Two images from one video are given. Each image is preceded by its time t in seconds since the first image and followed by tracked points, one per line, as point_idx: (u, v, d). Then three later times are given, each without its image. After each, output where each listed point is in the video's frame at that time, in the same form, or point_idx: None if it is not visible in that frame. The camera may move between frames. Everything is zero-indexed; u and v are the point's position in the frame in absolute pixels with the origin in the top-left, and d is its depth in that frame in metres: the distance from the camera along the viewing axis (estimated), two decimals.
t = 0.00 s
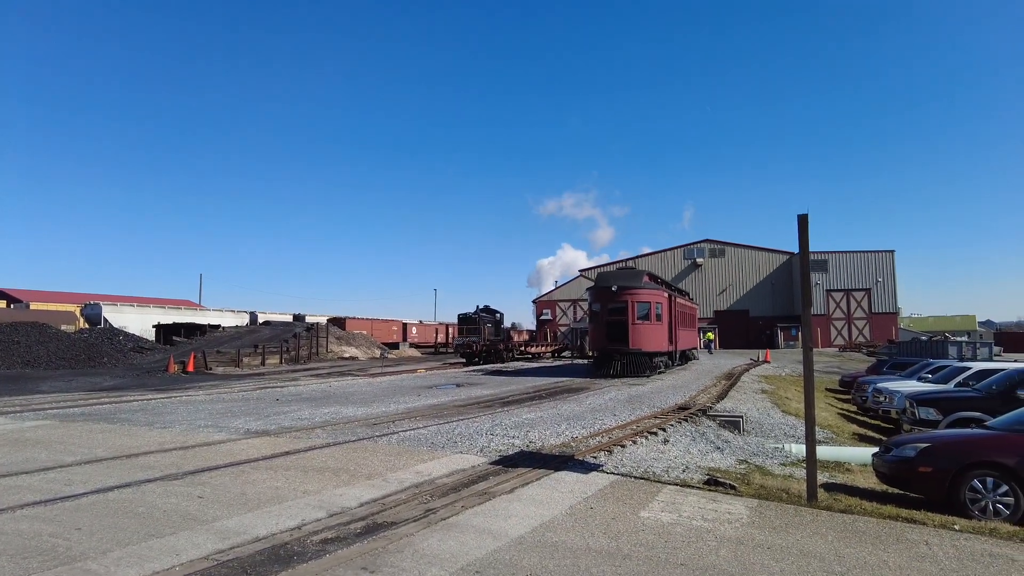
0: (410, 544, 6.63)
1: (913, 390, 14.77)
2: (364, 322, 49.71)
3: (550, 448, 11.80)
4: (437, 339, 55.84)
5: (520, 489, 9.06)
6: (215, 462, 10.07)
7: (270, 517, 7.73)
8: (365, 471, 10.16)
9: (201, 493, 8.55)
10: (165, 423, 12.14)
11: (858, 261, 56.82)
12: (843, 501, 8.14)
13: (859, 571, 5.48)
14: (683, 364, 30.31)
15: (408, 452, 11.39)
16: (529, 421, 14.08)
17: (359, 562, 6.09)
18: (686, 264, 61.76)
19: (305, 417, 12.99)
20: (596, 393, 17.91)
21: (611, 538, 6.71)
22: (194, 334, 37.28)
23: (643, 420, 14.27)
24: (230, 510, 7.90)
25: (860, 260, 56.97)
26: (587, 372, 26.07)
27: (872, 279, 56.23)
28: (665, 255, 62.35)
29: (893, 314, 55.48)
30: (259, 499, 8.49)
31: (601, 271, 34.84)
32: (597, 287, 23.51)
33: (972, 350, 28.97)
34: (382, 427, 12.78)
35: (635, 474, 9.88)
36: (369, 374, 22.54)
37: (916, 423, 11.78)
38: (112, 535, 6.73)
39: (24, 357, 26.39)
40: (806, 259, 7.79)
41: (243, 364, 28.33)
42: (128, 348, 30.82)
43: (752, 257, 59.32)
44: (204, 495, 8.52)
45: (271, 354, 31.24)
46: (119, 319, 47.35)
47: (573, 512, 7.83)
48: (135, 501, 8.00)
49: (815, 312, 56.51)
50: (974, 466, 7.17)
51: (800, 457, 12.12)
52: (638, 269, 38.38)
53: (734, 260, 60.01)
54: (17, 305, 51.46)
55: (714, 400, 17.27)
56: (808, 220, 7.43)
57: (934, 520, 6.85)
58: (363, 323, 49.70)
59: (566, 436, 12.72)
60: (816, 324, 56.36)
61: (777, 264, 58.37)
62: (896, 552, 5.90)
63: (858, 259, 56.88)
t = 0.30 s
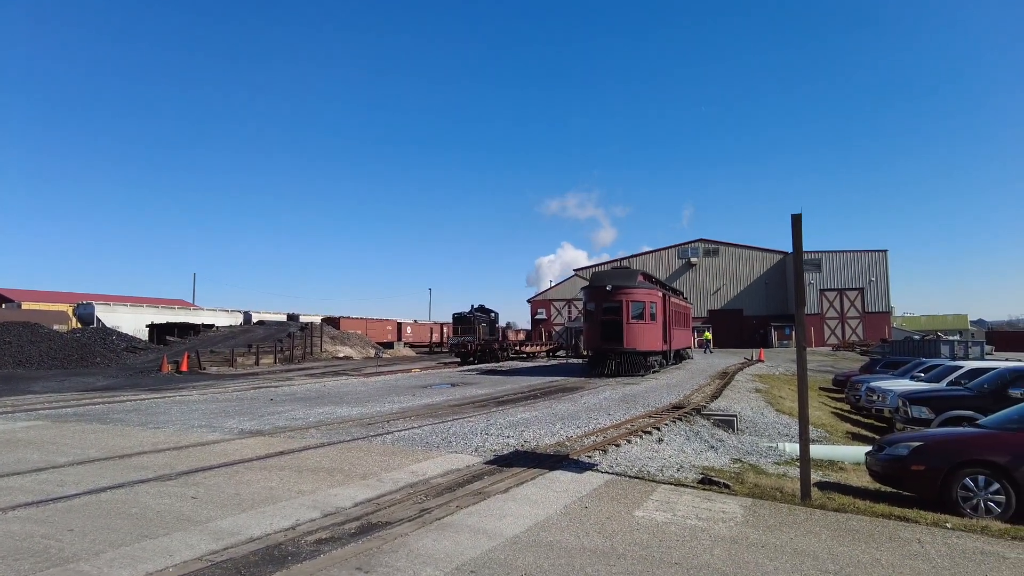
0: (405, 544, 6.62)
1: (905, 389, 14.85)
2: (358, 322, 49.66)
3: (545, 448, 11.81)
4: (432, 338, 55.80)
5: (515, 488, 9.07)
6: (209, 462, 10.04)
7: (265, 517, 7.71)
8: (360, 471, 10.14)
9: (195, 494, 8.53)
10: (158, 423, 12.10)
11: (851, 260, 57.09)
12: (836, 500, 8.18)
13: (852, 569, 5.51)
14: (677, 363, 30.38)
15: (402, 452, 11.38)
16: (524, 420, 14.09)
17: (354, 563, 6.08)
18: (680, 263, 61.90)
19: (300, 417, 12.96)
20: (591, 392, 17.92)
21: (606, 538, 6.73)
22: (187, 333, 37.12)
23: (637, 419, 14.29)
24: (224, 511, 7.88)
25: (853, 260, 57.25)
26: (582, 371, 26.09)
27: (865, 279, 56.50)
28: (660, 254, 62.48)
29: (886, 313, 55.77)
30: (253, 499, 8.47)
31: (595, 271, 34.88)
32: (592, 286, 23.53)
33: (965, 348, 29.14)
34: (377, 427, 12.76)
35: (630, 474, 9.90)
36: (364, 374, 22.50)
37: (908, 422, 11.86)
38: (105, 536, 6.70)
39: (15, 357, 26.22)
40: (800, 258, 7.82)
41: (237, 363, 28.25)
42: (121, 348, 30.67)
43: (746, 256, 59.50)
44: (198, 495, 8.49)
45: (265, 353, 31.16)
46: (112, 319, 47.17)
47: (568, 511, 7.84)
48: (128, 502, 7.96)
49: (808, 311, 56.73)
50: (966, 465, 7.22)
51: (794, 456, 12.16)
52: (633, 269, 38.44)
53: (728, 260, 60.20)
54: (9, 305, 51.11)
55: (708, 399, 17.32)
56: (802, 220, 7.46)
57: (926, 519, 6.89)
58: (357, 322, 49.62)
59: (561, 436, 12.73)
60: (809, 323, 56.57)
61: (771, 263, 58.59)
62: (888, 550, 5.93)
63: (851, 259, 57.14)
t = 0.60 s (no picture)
0: (400, 544, 6.61)
1: (899, 387, 14.92)
2: (354, 321, 49.61)
3: (540, 447, 11.81)
4: (427, 337, 55.74)
5: (509, 487, 9.07)
6: (203, 462, 10.01)
7: (259, 517, 7.70)
8: (355, 470, 10.12)
9: (189, 494, 8.50)
10: (152, 423, 12.06)
11: (846, 260, 57.30)
12: (830, 498, 8.21)
13: (846, 568, 5.52)
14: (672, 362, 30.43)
15: (397, 452, 11.37)
16: (519, 419, 14.11)
17: (348, 563, 6.06)
18: (675, 263, 62.04)
19: (294, 417, 12.93)
20: (586, 391, 17.93)
21: (600, 536, 6.73)
22: (181, 333, 37.00)
23: (632, 418, 14.31)
24: (219, 511, 7.86)
25: (848, 260, 57.46)
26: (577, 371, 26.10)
27: (859, 279, 56.76)
28: (655, 254, 62.61)
29: (880, 312, 56.01)
30: (248, 499, 8.45)
31: (591, 271, 34.95)
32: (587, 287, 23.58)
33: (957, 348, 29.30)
34: (371, 427, 12.75)
35: (625, 473, 9.91)
36: (359, 374, 22.48)
37: (902, 420, 11.91)
38: (98, 536, 6.67)
39: (8, 357, 26.08)
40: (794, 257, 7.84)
41: (231, 363, 28.18)
42: (114, 348, 30.54)
43: (741, 256, 59.66)
44: (192, 495, 8.46)
45: (260, 353, 31.09)
46: (106, 318, 46.98)
47: (562, 510, 7.85)
48: (121, 502, 7.93)
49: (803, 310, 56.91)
50: (959, 463, 7.25)
51: (788, 454, 12.20)
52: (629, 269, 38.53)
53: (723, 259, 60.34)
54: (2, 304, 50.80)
55: (702, 398, 17.36)
56: (796, 220, 7.47)
57: (920, 517, 6.92)
58: (353, 322, 49.58)
59: (556, 435, 12.73)
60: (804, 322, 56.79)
61: (766, 263, 58.75)
62: (882, 549, 5.95)
63: (846, 259, 57.39)
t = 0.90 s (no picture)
0: (396, 544, 6.60)
1: (893, 386, 14.98)
2: (349, 321, 49.54)
3: (536, 446, 11.81)
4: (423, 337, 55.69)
5: (505, 487, 9.07)
6: (198, 462, 9.97)
7: (255, 517, 7.68)
8: (351, 470, 10.09)
9: (183, 494, 8.48)
10: (146, 423, 12.01)
11: (841, 260, 57.44)
12: (825, 497, 8.24)
13: (841, 566, 5.54)
14: (668, 361, 30.46)
15: (393, 451, 11.35)
16: (515, 419, 14.11)
17: (344, 562, 6.05)
18: (671, 263, 62.16)
19: (290, 417, 12.89)
20: (582, 391, 17.93)
21: (596, 536, 6.74)
22: (176, 333, 36.86)
23: (628, 417, 14.31)
24: (214, 511, 7.84)
25: (843, 259, 57.64)
26: (573, 370, 26.10)
27: (854, 278, 56.98)
28: (651, 254, 62.71)
29: (875, 311, 56.18)
30: (243, 499, 8.43)
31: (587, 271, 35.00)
32: (583, 287, 23.59)
33: (951, 347, 29.42)
34: (367, 426, 12.73)
35: (621, 472, 9.92)
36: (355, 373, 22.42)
37: (896, 419, 11.95)
38: (92, 537, 6.64)
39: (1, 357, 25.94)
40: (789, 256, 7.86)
41: (227, 363, 28.10)
42: (109, 348, 30.40)
43: (736, 256, 59.81)
44: (187, 495, 8.43)
45: (255, 353, 31.02)
46: (100, 318, 46.78)
47: (558, 510, 7.85)
48: (116, 503, 7.90)
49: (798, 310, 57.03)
50: (953, 461, 7.28)
51: (784, 453, 12.24)
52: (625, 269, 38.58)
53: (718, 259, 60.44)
54: None
55: (698, 397, 17.38)
56: (791, 220, 7.50)
57: (914, 515, 6.94)
58: (348, 322, 49.50)
59: (552, 435, 12.74)
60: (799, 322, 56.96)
61: (761, 263, 58.86)
62: (876, 547, 5.97)
63: (840, 258, 57.60)
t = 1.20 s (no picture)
0: (393, 543, 6.60)
1: (889, 386, 15.01)
2: (346, 321, 49.48)
3: (533, 446, 11.81)
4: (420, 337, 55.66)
5: (503, 486, 9.08)
6: (195, 462, 9.96)
7: (252, 517, 7.67)
8: (347, 470, 10.08)
9: (180, 494, 8.46)
10: (143, 423, 11.98)
11: (837, 260, 57.52)
12: (821, 496, 8.26)
13: (838, 566, 5.55)
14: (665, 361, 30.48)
15: (390, 451, 11.34)
16: (512, 419, 14.11)
17: (341, 563, 6.05)
18: (668, 262, 62.24)
19: (287, 417, 12.87)
20: (579, 391, 17.94)
21: (593, 535, 6.75)
22: (172, 333, 36.76)
23: (624, 417, 14.32)
24: (210, 511, 7.82)
25: (839, 259, 57.74)
26: (570, 370, 26.09)
27: (850, 278, 57.10)
28: (648, 254, 62.78)
29: (871, 311, 56.32)
30: (240, 499, 8.41)
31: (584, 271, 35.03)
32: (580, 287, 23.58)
33: (947, 347, 29.49)
34: (364, 426, 12.72)
35: (618, 471, 9.93)
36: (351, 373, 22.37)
37: (892, 418, 11.98)
38: (88, 537, 6.62)
39: None
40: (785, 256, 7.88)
41: (223, 363, 28.04)
42: (105, 348, 30.30)
43: (733, 255, 59.90)
44: (184, 496, 8.41)
45: (252, 352, 30.96)
46: (96, 319, 46.60)
47: (556, 509, 7.86)
48: (112, 503, 7.87)
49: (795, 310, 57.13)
50: (948, 461, 7.30)
51: (780, 453, 12.26)
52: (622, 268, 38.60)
53: (715, 259, 60.49)
54: None
55: (695, 397, 17.40)
56: (787, 220, 7.51)
57: (910, 515, 6.96)
58: (345, 322, 49.44)
59: (549, 434, 12.74)
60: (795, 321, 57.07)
61: (758, 263, 58.92)
62: (872, 546, 5.99)
63: (837, 258, 57.69)
